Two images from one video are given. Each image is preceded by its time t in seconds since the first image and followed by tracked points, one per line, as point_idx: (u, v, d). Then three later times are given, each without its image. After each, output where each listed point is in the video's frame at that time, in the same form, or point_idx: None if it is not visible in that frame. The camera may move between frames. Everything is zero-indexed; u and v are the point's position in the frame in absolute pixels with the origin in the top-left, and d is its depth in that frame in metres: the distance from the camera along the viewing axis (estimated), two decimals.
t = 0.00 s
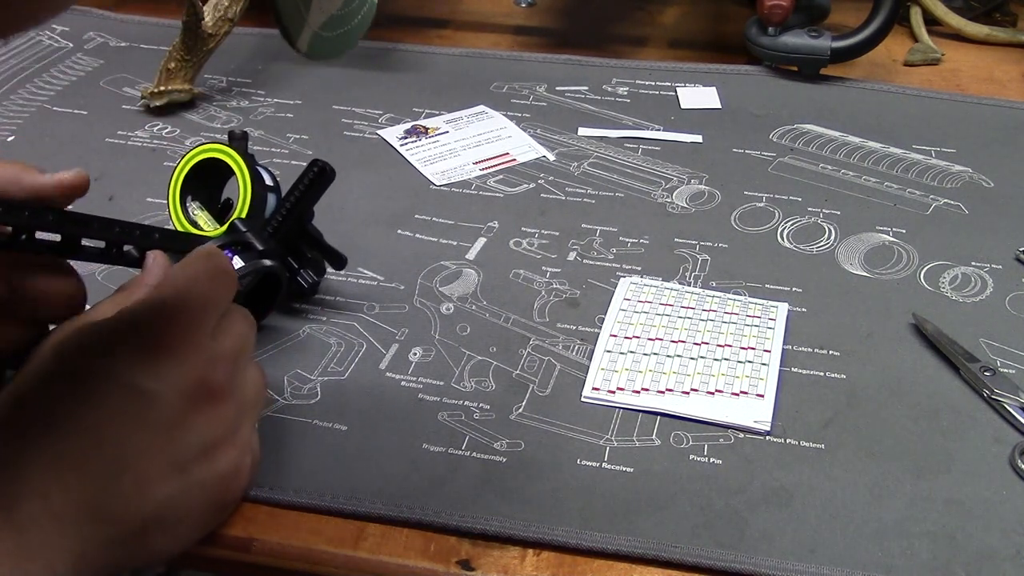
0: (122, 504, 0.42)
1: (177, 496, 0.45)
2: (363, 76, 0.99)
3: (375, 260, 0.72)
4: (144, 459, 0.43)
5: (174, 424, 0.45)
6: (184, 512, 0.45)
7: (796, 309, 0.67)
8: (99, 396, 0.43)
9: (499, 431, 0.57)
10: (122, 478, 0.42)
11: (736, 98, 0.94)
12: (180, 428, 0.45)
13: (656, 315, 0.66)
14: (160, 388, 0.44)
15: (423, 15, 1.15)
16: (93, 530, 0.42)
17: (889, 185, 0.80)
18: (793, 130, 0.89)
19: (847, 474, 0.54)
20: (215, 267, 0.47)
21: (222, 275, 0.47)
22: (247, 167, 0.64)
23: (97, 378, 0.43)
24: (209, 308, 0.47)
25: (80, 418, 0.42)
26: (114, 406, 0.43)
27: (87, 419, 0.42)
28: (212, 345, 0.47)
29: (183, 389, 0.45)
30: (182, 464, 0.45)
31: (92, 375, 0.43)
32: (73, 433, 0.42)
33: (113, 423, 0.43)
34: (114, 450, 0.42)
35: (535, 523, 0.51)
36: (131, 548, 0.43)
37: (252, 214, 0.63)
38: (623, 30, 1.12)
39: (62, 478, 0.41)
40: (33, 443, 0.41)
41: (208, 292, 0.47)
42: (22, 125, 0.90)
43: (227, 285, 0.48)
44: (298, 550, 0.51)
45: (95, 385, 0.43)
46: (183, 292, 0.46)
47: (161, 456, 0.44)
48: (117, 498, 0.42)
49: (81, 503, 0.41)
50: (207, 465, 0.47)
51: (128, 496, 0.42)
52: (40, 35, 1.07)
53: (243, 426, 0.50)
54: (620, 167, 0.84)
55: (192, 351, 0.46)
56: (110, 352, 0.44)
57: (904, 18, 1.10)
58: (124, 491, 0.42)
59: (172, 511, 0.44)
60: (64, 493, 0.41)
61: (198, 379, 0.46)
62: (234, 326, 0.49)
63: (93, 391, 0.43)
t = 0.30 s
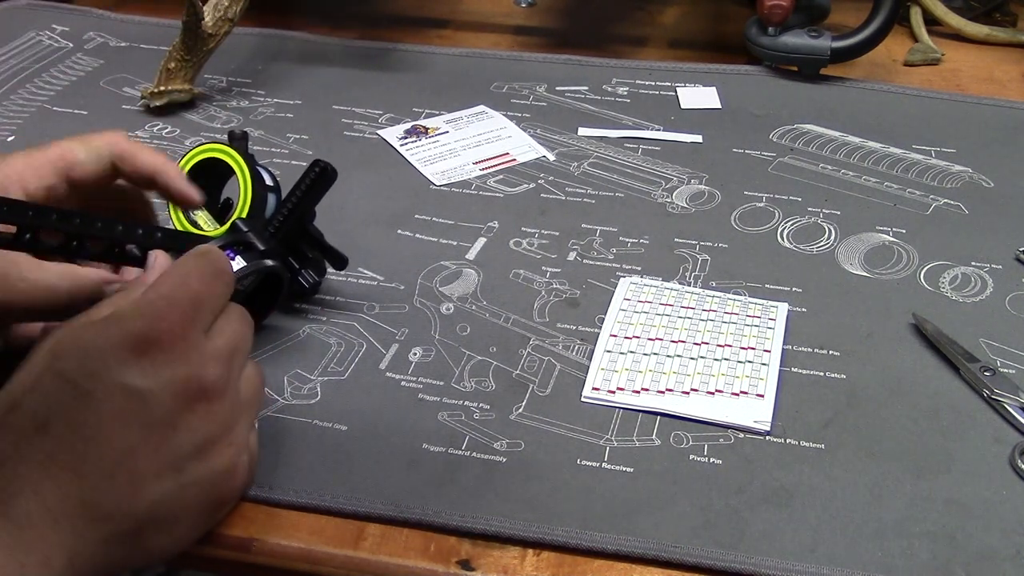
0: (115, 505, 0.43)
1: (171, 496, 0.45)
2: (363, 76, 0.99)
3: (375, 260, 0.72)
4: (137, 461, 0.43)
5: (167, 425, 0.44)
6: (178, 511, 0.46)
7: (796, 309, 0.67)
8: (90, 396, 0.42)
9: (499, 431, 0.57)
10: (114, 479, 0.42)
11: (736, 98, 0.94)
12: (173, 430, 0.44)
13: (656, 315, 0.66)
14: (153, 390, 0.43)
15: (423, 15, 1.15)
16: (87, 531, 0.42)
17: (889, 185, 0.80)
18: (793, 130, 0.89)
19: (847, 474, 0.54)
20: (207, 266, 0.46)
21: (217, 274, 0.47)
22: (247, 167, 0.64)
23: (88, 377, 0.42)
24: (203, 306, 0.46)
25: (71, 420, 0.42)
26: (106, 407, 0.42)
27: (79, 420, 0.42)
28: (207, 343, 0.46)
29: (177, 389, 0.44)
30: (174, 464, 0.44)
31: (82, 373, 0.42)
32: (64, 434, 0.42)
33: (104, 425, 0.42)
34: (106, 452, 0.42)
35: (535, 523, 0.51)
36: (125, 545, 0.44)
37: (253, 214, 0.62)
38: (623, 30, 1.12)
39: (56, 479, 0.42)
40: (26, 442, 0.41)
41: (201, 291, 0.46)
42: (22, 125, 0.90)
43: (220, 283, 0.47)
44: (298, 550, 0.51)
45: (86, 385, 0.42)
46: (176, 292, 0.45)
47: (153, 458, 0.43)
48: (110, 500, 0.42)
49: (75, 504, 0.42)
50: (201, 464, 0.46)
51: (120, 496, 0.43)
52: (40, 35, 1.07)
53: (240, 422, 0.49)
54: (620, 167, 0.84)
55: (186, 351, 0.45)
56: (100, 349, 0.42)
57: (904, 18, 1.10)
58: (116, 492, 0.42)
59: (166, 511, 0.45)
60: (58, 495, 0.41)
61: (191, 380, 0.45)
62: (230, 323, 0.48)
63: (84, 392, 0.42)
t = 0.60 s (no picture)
0: (111, 509, 0.43)
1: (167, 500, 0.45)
2: (363, 76, 0.99)
3: (375, 260, 0.72)
4: (134, 465, 0.43)
5: (166, 431, 0.44)
6: (172, 515, 0.46)
7: (796, 309, 0.67)
8: (91, 403, 0.42)
9: (499, 431, 0.57)
10: (114, 486, 0.43)
11: (736, 98, 0.94)
12: (172, 435, 0.44)
13: (656, 315, 0.66)
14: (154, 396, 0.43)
15: (423, 15, 1.15)
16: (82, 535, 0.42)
17: (889, 185, 0.80)
18: (793, 130, 0.89)
19: (848, 474, 0.54)
20: (210, 275, 0.47)
21: (222, 283, 0.47)
22: (246, 167, 0.63)
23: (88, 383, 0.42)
24: (205, 313, 0.46)
25: (71, 425, 0.41)
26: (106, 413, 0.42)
27: (79, 426, 0.42)
28: (206, 349, 0.46)
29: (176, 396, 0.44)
30: (174, 469, 0.45)
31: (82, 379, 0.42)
32: (65, 440, 0.41)
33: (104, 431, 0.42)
34: (105, 458, 0.42)
35: (535, 523, 0.51)
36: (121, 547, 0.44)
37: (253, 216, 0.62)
38: (623, 30, 1.12)
39: (55, 486, 0.41)
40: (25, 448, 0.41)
41: (205, 299, 0.46)
42: (22, 125, 0.90)
43: (222, 291, 0.47)
44: (298, 550, 0.51)
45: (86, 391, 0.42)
46: (180, 299, 0.45)
47: (151, 464, 0.44)
48: (108, 506, 0.43)
49: (73, 510, 0.42)
50: (198, 468, 0.47)
51: (119, 502, 0.43)
52: (40, 35, 1.07)
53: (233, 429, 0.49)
54: (620, 167, 0.84)
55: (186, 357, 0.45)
56: (102, 356, 0.42)
57: (904, 18, 1.10)
58: (116, 497, 0.43)
59: (162, 516, 0.45)
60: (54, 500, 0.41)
61: (193, 387, 0.45)
62: (229, 332, 0.48)
63: (84, 397, 0.42)
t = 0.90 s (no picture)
0: (16, 541, 0.44)
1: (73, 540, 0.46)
2: (363, 76, 0.99)
3: (375, 260, 0.72)
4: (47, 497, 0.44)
5: (84, 467, 0.45)
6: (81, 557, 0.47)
7: (796, 309, 0.67)
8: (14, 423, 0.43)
9: (499, 431, 0.57)
10: (18, 510, 0.43)
11: (736, 98, 0.94)
12: (89, 470, 0.45)
13: (656, 315, 0.66)
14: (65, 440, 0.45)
15: (423, 15, 1.15)
16: None
17: (889, 185, 0.80)
18: (793, 130, 0.89)
19: (848, 474, 0.54)
20: (153, 320, 0.49)
21: (166, 324, 0.49)
22: (259, 162, 0.65)
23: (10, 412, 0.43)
24: (140, 355, 0.48)
25: None
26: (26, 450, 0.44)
27: None
28: (136, 390, 0.48)
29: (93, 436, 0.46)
30: (83, 505, 0.46)
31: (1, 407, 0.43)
32: None
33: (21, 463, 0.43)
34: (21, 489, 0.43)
35: (535, 522, 0.51)
36: None
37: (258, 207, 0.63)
38: (623, 30, 1.12)
39: None
40: None
41: (147, 338, 0.48)
42: (22, 125, 0.90)
43: (163, 339, 0.50)
44: (298, 550, 0.51)
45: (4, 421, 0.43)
46: (118, 336, 0.47)
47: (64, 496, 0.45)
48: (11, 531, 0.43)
49: None
50: (108, 510, 0.47)
51: (19, 528, 0.44)
52: (40, 35, 1.07)
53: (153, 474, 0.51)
54: (620, 167, 0.84)
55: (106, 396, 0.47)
56: (28, 378, 0.44)
57: (904, 18, 1.10)
58: (18, 523, 0.44)
59: (62, 552, 0.46)
60: None
61: (119, 423, 0.46)
62: (163, 377, 0.50)
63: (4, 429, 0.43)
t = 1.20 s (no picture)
0: None
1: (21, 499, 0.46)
2: (363, 76, 0.99)
3: (375, 260, 0.72)
4: (31, 474, 0.44)
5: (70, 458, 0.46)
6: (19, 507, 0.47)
7: (796, 309, 0.67)
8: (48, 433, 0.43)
9: (499, 431, 0.57)
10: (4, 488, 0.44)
11: (736, 98, 0.94)
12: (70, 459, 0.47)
13: (656, 315, 0.66)
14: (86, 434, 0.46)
15: (423, 15, 1.15)
16: None
17: (889, 185, 0.80)
18: (793, 130, 0.89)
19: (848, 474, 0.54)
20: (187, 347, 0.51)
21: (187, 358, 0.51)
22: (255, 163, 0.65)
23: (55, 404, 0.43)
24: (164, 382, 0.50)
25: (22, 433, 0.42)
26: (51, 436, 0.43)
27: (26, 434, 0.42)
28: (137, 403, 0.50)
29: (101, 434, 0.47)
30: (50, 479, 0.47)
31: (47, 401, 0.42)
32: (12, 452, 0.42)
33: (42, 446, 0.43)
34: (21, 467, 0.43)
35: (535, 522, 0.51)
36: None
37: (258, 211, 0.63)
38: (623, 30, 1.12)
39: None
40: None
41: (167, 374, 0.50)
42: (22, 125, 0.90)
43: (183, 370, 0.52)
44: (298, 549, 0.51)
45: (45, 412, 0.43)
46: (149, 367, 0.48)
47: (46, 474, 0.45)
48: None
49: None
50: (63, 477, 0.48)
51: None
52: (40, 35, 1.07)
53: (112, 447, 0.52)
54: (619, 167, 0.84)
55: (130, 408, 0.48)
56: (75, 402, 0.44)
57: (904, 18, 1.10)
58: None
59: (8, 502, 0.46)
60: None
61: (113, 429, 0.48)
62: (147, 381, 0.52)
63: (44, 417, 0.43)
